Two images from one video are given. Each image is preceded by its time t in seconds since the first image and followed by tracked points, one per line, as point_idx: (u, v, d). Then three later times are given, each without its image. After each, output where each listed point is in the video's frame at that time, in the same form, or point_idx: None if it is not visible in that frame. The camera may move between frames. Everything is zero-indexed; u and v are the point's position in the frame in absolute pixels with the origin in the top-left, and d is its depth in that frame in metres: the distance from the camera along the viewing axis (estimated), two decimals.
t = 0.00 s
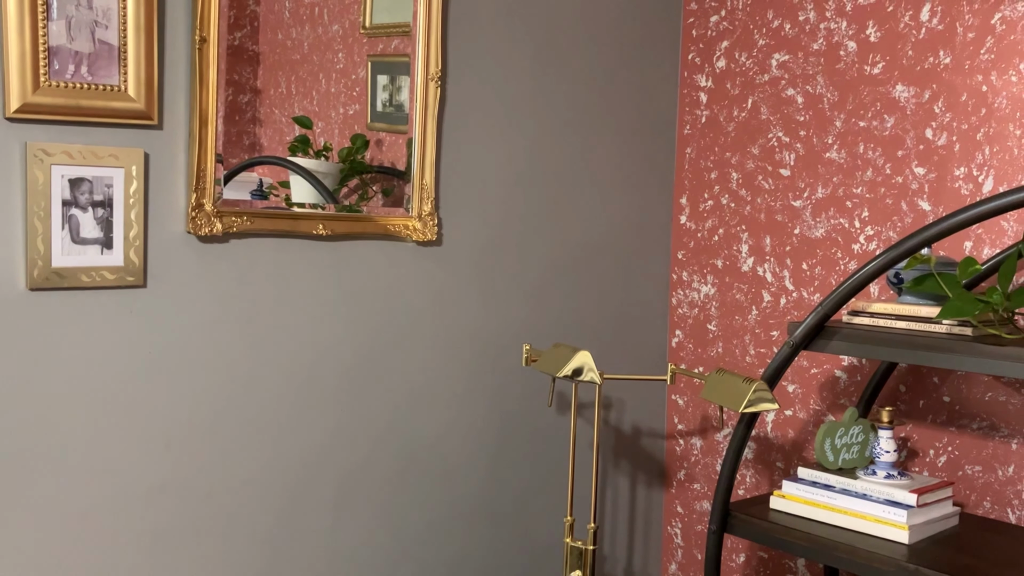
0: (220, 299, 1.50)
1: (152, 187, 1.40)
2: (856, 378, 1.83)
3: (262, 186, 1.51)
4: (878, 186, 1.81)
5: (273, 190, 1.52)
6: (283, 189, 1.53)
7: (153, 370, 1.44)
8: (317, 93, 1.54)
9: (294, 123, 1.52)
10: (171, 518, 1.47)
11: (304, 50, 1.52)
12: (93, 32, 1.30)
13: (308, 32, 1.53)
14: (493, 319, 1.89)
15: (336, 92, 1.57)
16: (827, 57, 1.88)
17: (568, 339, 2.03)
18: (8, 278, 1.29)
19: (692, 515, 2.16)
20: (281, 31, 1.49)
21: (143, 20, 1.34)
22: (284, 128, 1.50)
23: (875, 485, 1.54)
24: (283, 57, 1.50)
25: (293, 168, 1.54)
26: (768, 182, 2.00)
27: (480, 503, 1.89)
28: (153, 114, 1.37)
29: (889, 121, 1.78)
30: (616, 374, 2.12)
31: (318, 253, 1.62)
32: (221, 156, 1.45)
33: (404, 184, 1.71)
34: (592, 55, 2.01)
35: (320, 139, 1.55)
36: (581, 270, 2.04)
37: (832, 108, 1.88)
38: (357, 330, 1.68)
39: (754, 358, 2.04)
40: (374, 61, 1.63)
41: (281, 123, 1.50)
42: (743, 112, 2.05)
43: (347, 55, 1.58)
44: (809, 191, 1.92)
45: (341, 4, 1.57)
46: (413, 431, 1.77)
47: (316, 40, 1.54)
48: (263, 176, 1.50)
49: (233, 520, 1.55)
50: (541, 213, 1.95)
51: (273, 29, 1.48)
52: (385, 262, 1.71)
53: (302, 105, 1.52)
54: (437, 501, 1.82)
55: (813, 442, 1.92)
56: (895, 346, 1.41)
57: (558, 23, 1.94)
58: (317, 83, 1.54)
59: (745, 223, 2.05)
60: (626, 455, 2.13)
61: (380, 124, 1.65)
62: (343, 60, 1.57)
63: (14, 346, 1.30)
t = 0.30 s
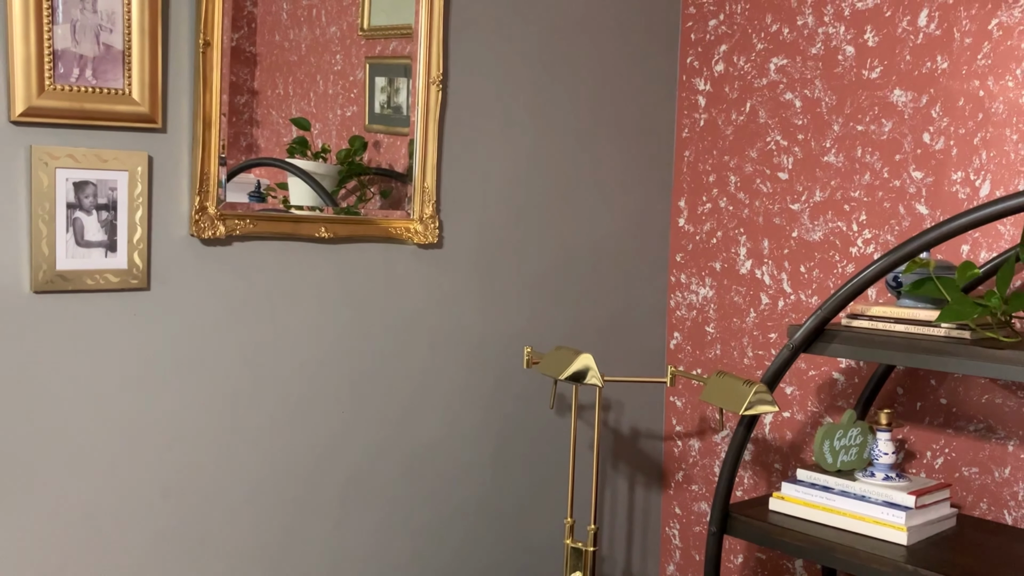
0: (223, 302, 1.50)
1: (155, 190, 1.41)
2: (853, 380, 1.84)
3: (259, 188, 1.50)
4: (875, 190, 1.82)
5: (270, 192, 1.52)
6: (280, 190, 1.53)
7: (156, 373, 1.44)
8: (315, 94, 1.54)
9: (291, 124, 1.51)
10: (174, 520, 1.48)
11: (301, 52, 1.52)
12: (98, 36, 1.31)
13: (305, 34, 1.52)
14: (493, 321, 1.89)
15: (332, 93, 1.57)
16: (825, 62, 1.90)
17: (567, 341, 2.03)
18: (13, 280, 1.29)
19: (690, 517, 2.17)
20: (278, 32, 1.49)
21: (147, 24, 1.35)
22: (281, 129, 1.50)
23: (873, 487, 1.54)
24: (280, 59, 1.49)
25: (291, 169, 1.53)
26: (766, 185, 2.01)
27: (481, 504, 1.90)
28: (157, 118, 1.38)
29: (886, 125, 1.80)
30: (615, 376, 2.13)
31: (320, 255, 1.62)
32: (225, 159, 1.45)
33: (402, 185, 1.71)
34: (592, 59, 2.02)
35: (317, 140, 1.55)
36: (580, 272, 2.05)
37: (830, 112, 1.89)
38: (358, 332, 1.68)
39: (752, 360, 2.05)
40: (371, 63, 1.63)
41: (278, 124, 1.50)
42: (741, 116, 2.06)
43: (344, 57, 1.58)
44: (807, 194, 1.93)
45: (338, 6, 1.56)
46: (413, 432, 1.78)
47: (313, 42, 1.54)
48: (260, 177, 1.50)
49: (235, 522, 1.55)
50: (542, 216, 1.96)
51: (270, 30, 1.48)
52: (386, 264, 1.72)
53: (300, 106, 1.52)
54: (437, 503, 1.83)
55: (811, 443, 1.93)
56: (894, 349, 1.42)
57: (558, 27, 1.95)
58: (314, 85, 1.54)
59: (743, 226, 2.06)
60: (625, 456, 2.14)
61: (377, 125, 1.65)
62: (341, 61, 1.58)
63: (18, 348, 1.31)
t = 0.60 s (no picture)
0: (228, 303, 1.51)
1: (162, 192, 1.41)
2: (853, 381, 1.86)
3: (258, 188, 1.50)
4: (875, 192, 1.83)
5: (270, 192, 1.52)
6: (280, 191, 1.53)
7: (163, 374, 1.44)
8: (313, 95, 1.54)
9: (290, 124, 1.51)
10: (179, 520, 1.48)
11: (299, 52, 1.52)
12: (105, 38, 1.31)
13: (304, 34, 1.52)
14: (494, 322, 1.90)
15: (332, 94, 1.57)
16: (826, 64, 1.91)
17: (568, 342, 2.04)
18: (21, 282, 1.30)
19: (690, 517, 2.19)
20: (276, 32, 1.49)
21: (154, 26, 1.35)
22: (280, 129, 1.50)
23: (874, 487, 1.56)
24: (279, 59, 1.49)
25: (291, 170, 1.54)
26: (766, 187, 2.02)
27: (483, 504, 1.91)
28: (163, 120, 1.38)
29: (886, 128, 1.81)
30: (616, 376, 2.14)
31: (325, 256, 1.63)
32: (231, 161, 1.46)
33: (401, 186, 1.71)
34: (593, 61, 2.03)
35: (316, 141, 1.55)
36: (582, 272, 2.06)
37: (830, 114, 1.90)
38: (361, 333, 1.69)
39: (752, 361, 2.06)
40: (370, 63, 1.63)
41: (277, 124, 1.50)
42: (742, 118, 2.07)
43: (343, 57, 1.58)
44: (807, 196, 1.95)
45: (338, 6, 1.56)
46: (415, 432, 1.78)
47: (312, 42, 1.54)
48: (258, 177, 1.50)
49: (240, 522, 1.55)
50: (544, 217, 1.97)
51: (268, 31, 1.48)
52: (390, 266, 1.72)
53: (299, 107, 1.52)
54: (440, 503, 1.83)
55: (811, 444, 1.94)
56: (895, 351, 1.43)
57: (560, 29, 1.95)
58: (313, 85, 1.54)
59: (744, 227, 2.07)
60: (625, 456, 2.15)
61: (376, 126, 1.65)
62: (340, 62, 1.58)
63: (25, 349, 1.31)
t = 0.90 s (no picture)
0: (238, 302, 1.52)
1: (174, 192, 1.42)
2: (856, 379, 1.87)
3: (261, 187, 1.50)
4: (878, 193, 1.85)
5: (273, 191, 1.52)
6: (283, 190, 1.53)
7: (174, 373, 1.45)
8: (315, 94, 1.54)
9: (293, 124, 1.51)
10: (190, 517, 1.49)
11: (301, 51, 1.52)
12: (119, 39, 1.32)
13: (306, 34, 1.53)
14: (500, 321, 1.92)
15: (334, 93, 1.57)
16: (828, 66, 1.93)
17: (572, 341, 2.06)
18: (35, 281, 1.31)
19: (692, 514, 2.20)
20: (278, 32, 1.49)
21: (166, 27, 1.36)
22: (281, 129, 1.50)
23: (878, 485, 1.58)
24: (281, 59, 1.50)
25: (293, 169, 1.54)
26: (769, 187, 2.04)
27: (488, 501, 1.92)
28: (175, 120, 1.39)
29: (889, 129, 1.83)
30: (619, 375, 2.16)
31: (333, 256, 1.64)
32: (241, 161, 1.47)
33: (403, 185, 1.71)
34: (598, 62, 2.04)
35: (319, 141, 1.55)
36: (586, 272, 2.07)
37: (833, 116, 1.92)
38: (369, 332, 1.70)
39: (755, 360, 2.08)
40: (373, 63, 1.63)
41: (278, 124, 1.50)
42: (745, 119, 2.09)
43: (345, 57, 1.58)
44: (810, 196, 1.96)
45: (339, 6, 1.57)
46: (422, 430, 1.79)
47: (314, 41, 1.54)
48: (260, 177, 1.50)
49: (251, 519, 1.57)
50: (548, 216, 1.99)
51: (270, 30, 1.48)
52: (397, 265, 1.73)
53: (301, 106, 1.52)
54: (446, 500, 1.85)
55: (813, 442, 1.96)
56: (899, 350, 1.45)
57: (565, 30, 1.97)
58: (315, 84, 1.54)
59: (747, 227, 2.09)
60: (628, 454, 2.17)
61: (379, 125, 1.65)
62: (342, 62, 1.58)
63: (40, 348, 1.32)
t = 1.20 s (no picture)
0: (253, 296, 1.53)
1: (190, 186, 1.43)
2: (863, 374, 1.88)
3: (268, 183, 1.51)
4: (886, 188, 1.86)
5: (280, 187, 1.53)
6: (290, 186, 1.54)
7: (190, 366, 1.46)
8: (321, 91, 1.54)
9: (300, 120, 1.52)
10: (207, 509, 1.50)
11: (307, 48, 1.52)
12: (136, 34, 1.33)
13: (312, 30, 1.53)
14: (510, 315, 1.93)
15: (340, 90, 1.57)
16: (836, 62, 1.94)
17: (580, 335, 2.07)
18: (55, 274, 1.32)
19: (700, 508, 2.22)
20: (284, 28, 1.50)
21: (183, 22, 1.37)
22: (286, 125, 1.51)
23: (887, 477, 1.59)
24: (286, 55, 1.50)
25: (301, 164, 1.55)
26: (778, 183, 2.05)
27: (498, 494, 1.94)
28: (192, 115, 1.40)
29: (897, 125, 1.84)
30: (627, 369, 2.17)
31: (347, 250, 1.65)
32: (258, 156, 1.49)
33: (409, 181, 1.72)
34: (607, 58, 2.05)
35: (326, 137, 1.56)
36: (595, 266, 2.08)
37: (841, 111, 1.93)
38: (381, 325, 1.71)
39: (762, 355, 2.09)
40: (380, 60, 1.63)
41: (283, 120, 1.51)
42: (753, 114, 2.10)
43: (351, 53, 1.58)
44: (818, 192, 1.98)
45: (346, 2, 1.57)
46: (433, 423, 1.81)
47: (320, 38, 1.54)
48: (266, 173, 1.50)
49: (265, 511, 1.58)
50: (558, 211, 2.00)
51: (276, 27, 1.49)
52: (409, 259, 1.74)
53: (307, 102, 1.53)
54: (457, 492, 1.86)
55: (820, 435, 1.98)
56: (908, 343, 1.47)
57: (575, 26, 1.98)
58: (321, 80, 1.54)
59: (755, 222, 2.10)
60: (636, 449, 2.18)
61: (385, 121, 1.65)
62: (348, 57, 1.58)
63: (60, 341, 1.33)
